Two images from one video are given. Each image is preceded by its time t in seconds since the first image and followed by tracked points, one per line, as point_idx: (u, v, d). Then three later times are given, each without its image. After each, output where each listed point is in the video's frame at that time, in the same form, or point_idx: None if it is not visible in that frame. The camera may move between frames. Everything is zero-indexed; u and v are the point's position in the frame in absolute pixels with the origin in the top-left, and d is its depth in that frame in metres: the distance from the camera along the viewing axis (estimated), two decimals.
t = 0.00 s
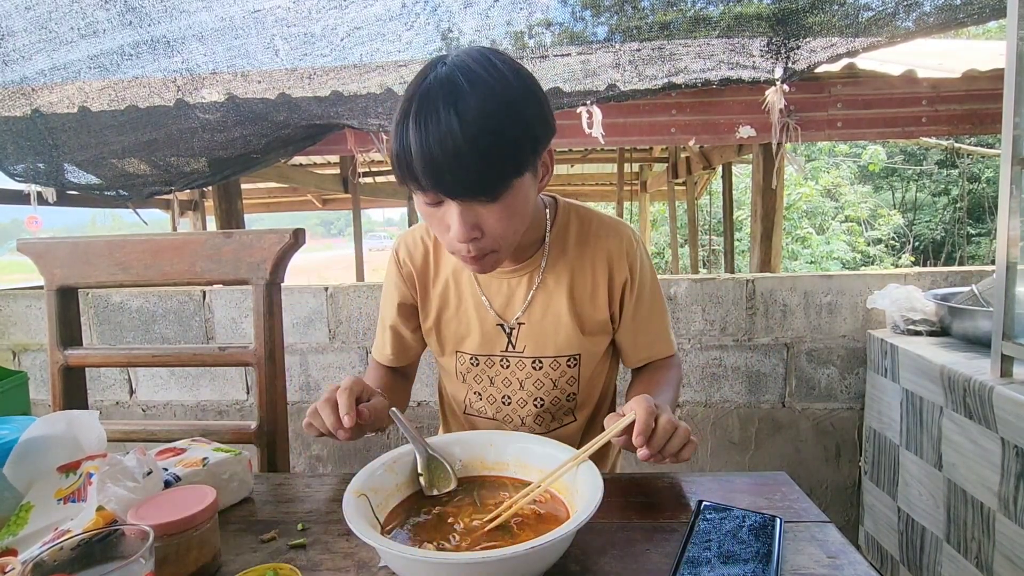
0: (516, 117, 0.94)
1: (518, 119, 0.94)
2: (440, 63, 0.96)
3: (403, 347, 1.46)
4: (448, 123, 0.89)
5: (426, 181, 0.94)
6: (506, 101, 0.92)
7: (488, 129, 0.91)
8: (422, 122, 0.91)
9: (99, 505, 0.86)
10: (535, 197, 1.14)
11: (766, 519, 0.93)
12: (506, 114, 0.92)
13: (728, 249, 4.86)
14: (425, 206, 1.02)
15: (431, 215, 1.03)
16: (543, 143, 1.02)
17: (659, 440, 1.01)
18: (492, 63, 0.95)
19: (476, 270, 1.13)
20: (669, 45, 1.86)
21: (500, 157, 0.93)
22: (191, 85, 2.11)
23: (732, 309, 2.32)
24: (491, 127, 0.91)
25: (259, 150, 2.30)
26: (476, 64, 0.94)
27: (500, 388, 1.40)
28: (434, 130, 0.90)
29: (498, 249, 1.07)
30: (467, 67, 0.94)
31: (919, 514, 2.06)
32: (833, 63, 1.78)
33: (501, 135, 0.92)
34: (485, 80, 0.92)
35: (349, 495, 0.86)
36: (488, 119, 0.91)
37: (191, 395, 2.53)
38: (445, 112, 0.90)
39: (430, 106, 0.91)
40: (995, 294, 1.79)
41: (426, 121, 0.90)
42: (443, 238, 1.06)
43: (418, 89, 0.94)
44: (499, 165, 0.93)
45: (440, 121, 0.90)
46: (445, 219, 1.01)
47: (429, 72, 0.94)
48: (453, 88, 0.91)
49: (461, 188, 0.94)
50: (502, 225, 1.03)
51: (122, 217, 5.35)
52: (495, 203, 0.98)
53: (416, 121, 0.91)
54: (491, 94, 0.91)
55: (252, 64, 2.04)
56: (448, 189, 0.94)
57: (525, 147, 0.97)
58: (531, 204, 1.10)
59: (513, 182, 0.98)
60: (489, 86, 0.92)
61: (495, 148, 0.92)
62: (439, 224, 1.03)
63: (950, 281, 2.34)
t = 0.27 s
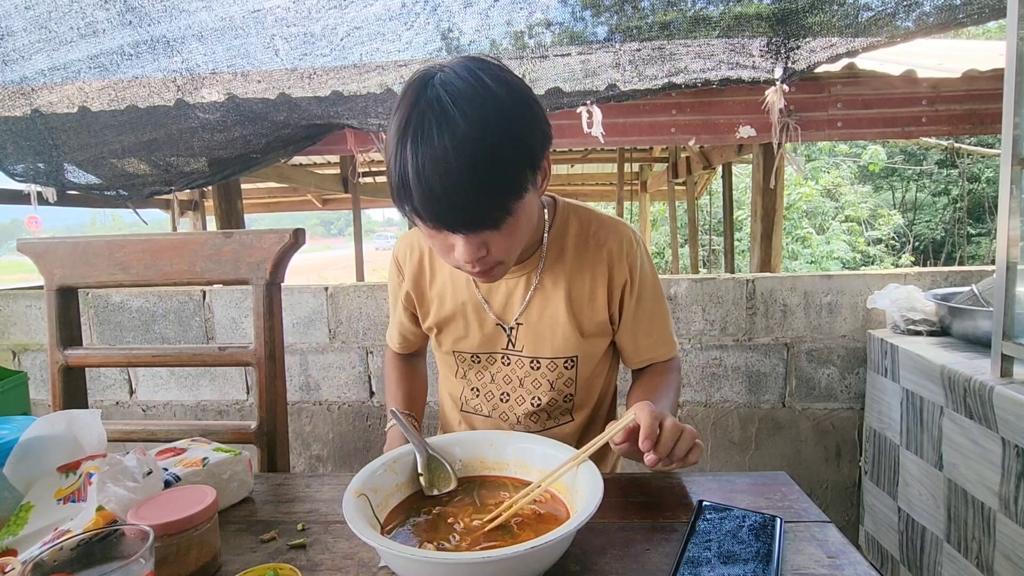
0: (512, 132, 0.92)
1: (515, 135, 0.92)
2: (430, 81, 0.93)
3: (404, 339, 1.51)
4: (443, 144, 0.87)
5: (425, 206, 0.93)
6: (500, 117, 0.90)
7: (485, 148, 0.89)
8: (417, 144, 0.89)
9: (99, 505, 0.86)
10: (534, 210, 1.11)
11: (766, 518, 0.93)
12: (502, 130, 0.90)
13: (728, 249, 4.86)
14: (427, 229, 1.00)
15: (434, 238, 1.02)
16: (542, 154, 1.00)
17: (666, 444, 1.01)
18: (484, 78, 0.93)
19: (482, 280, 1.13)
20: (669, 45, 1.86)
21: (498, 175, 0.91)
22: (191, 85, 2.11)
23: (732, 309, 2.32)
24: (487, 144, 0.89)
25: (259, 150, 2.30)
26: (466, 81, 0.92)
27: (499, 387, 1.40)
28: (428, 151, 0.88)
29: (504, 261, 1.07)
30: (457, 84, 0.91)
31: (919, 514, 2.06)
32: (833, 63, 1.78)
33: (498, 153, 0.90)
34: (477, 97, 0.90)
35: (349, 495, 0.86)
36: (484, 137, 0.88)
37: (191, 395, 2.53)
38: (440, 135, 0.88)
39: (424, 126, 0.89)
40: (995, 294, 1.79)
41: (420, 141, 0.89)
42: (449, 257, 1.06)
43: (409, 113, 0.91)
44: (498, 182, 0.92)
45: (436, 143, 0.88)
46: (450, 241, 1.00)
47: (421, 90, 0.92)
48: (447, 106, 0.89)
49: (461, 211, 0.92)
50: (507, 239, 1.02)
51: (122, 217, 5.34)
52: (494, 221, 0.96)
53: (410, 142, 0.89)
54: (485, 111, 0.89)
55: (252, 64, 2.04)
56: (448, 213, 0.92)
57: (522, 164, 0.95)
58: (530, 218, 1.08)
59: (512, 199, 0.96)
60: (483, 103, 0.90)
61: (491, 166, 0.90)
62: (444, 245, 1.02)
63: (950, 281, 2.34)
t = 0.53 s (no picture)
0: (515, 132, 0.92)
1: (518, 135, 0.92)
2: (429, 84, 0.93)
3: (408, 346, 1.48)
4: (447, 148, 0.87)
5: (431, 210, 0.93)
6: (503, 117, 0.90)
7: (489, 149, 0.89)
8: (420, 148, 0.89)
9: (99, 506, 0.86)
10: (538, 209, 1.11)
11: (766, 518, 0.93)
12: (504, 131, 0.90)
13: (729, 249, 4.85)
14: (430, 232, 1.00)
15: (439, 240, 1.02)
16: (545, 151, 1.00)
17: (671, 453, 1.01)
18: (487, 78, 0.93)
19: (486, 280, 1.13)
20: (669, 45, 1.86)
21: (503, 176, 0.91)
22: (191, 84, 2.11)
23: (732, 309, 2.32)
24: (491, 146, 0.89)
25: (259, 150, 2.30)
26: (467, 83, 0.92)
27: (501, 389, 1.40)
28: (432, 154, 0.88)
29: (509, 259, 1.08)
30: (457, 86, 0.91)
31: (919, 514, 2.06)
32: (833, 63, 1.78)
33: (502, 155, 0.90)
34: (479, 99, 0.90)
35: (348, 496, 0.86)
36: (487, 138, 0.88)
37: (191, 395, 2.53)
38: (443, 139, 0.87)
39: (427, 127, 0.89)
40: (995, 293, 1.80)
41: (423, 145, 0.88)
42: (455, 259, 1.06)
43: (409, 118, 0.91)
44: (504, 183, 0.92)
45: (439, 147, 0.87)
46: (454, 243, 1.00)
47: (422, 93, 0.92)
48: (449, 109, 0.89)
49: (467, 213, 0.92)
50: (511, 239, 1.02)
51: (122, 217, 5.34)
52: (499, 221, 0.96)
53: (413, 144, 0.89)
54: (487, 112, 0.89)
55: (252, 63, 2.04)
56: (454, 216, 0.93)
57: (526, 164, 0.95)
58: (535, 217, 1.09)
59: (517, 200, 0.96)
60: (484, 104, 0.89)
61: (496, 167, 0.90)
62: (449, 247, 1.02)
63: (950, 281, 2.34)
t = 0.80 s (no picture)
0: (510, 135, 0.91)
1: (513, 138, 0.92)
2: (428, 83, 0.93)
3: (409, 346, 1.48)
4: (440, 148, 0.87)
5: (423, 210, 0.93)
6: (501, 118, 0.90)
7: (482, 151, 0.89)
8: (414, 147, 0.89)
9: (99, 506, 0.85)
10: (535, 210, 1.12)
11: (766, 519, 0.93)
12: (498, 133, 0.90)
13: (729, 249, 4.85)
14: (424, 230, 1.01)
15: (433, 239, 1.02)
16: (541, 156, 0.99)
17: (672, 454, 1.00)
18: (486, 78, 0.93)
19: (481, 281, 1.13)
20: (669, 45, 1.86)
21: (495, 178, 0.91)
22: (190, 84, 2.11)
23: (732, 309, 2.32)
24: (484, 149, 0.89)
25: (259, 150, 2.30)
26: (465, 84, 0.91)
27: (502, 389, 1.40)
28: (426, 153, 0.88)
29: (501, 263, 1.08)
30: (454, 86, 0.91)
31: (919, 514, 2.06)
32: (833, 63, 1.78)
33: (494, 157, 0.90)
34: (476, 101, 0.89)
35: (348, 496, 0.86)
36: (483, 138, 0.88)
37: (191, 394, 2.53)
38: (436, 139, 0.88)
39: (423, 126, 0.89)
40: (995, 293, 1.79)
41: (417, 145, 0.89)
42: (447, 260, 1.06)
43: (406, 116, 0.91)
44: (496, 186, 0.92)
45: (432, 147, 0.88)
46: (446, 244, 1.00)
47: (420, 92, 0.92)
48: (444, 109, 0.89)
49: (458, 215, 0.92)
50: (504, 243, 1.02)
51: (122, 217, 5.34)
52: (491, 223, 0.96)
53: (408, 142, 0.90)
54: (482, 115, 0.89)
55: (252, 63, 2.04)
56: (445, 216, 0.93)
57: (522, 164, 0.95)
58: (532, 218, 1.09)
59: (510, 202, 0.96)
60: (480, 105, 0.89)
61: (488, 170, 0.90)
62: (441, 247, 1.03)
63: (950, 281, 2.34)
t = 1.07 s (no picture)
0: (488, 137, 0.91)
1: (490, 141, 0.92)
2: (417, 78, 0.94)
3: (413, 343, 1.48)
4: (414, 145, 0.89)
5: (398, 201, 0.96)
6: (480, 120, 0.90)
7: (455, 152, 0.89)
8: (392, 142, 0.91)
9: (99, 506, 0.85)
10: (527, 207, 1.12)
11: (766, 519, 0.93)
12: (475, 135, 0.90)
13: (729, 249, 4.85)
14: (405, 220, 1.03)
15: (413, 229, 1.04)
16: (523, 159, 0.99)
17: (671, 455, 1.00)
18: (472, 79, 0.93)
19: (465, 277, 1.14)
20: (669, 44, 1.86)
21: (467, 179, 0.92)
22: (190, 84, 2.10)
23: (732, 309, 2.31)
24: (458, 150, 0.89)
25: (259, 150, 2.30)
26: (449, 82, 0.92)
27: (503, 389, 1.40)
28: (409, 149, 0.89)
29: (478, 263, 1.08)
30: (439, 84, 0.92)
31: (920, 514, 2.06)
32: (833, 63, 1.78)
33: (468, 159, 0.91)
34: (455, 101, 0.90)
35: (348, 496, 0.85)
36: (464, 135, 0.89)
37: (191, 394, 2.53)
38: (412, 134, 0.89)
39: (407, 120, 0.90)
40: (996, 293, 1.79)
41: (395, 139, 0.91)
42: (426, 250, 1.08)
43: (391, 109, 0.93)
44: (468, 186, 0.92)
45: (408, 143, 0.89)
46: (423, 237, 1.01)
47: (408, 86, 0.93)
48: (424, 107, 0.90)
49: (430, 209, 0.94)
50: (481, 243, 1.03)
51: (122, 217, 5.34)
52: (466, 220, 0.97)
53: (392, 136, 0.91)
54: (460, 116, 0.89)
55: (251, 63, 2.04)
56: (418, 209, 0.95)
57: (505, 163, 0.96)
58: (521, 216, 1.09)
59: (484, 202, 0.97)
60: (459, 106, 0.89)
61: (461, 169, 0.91)
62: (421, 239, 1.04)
63: (950, 281, 2.34)
